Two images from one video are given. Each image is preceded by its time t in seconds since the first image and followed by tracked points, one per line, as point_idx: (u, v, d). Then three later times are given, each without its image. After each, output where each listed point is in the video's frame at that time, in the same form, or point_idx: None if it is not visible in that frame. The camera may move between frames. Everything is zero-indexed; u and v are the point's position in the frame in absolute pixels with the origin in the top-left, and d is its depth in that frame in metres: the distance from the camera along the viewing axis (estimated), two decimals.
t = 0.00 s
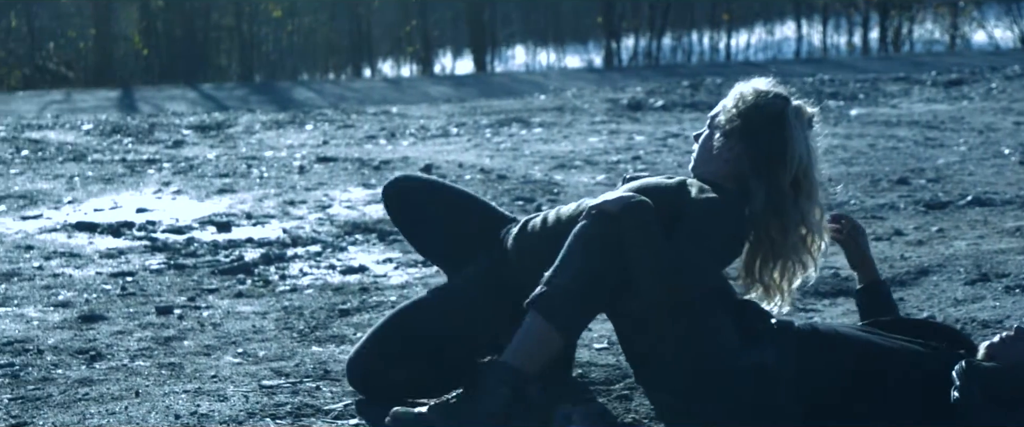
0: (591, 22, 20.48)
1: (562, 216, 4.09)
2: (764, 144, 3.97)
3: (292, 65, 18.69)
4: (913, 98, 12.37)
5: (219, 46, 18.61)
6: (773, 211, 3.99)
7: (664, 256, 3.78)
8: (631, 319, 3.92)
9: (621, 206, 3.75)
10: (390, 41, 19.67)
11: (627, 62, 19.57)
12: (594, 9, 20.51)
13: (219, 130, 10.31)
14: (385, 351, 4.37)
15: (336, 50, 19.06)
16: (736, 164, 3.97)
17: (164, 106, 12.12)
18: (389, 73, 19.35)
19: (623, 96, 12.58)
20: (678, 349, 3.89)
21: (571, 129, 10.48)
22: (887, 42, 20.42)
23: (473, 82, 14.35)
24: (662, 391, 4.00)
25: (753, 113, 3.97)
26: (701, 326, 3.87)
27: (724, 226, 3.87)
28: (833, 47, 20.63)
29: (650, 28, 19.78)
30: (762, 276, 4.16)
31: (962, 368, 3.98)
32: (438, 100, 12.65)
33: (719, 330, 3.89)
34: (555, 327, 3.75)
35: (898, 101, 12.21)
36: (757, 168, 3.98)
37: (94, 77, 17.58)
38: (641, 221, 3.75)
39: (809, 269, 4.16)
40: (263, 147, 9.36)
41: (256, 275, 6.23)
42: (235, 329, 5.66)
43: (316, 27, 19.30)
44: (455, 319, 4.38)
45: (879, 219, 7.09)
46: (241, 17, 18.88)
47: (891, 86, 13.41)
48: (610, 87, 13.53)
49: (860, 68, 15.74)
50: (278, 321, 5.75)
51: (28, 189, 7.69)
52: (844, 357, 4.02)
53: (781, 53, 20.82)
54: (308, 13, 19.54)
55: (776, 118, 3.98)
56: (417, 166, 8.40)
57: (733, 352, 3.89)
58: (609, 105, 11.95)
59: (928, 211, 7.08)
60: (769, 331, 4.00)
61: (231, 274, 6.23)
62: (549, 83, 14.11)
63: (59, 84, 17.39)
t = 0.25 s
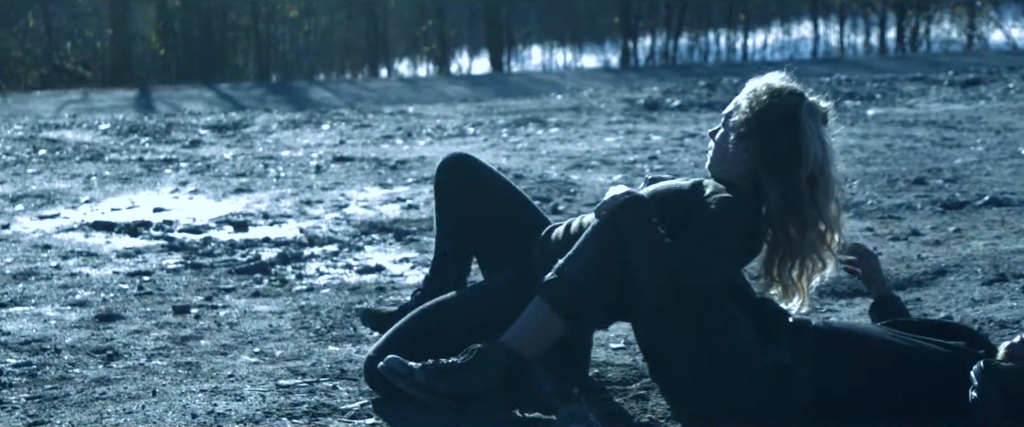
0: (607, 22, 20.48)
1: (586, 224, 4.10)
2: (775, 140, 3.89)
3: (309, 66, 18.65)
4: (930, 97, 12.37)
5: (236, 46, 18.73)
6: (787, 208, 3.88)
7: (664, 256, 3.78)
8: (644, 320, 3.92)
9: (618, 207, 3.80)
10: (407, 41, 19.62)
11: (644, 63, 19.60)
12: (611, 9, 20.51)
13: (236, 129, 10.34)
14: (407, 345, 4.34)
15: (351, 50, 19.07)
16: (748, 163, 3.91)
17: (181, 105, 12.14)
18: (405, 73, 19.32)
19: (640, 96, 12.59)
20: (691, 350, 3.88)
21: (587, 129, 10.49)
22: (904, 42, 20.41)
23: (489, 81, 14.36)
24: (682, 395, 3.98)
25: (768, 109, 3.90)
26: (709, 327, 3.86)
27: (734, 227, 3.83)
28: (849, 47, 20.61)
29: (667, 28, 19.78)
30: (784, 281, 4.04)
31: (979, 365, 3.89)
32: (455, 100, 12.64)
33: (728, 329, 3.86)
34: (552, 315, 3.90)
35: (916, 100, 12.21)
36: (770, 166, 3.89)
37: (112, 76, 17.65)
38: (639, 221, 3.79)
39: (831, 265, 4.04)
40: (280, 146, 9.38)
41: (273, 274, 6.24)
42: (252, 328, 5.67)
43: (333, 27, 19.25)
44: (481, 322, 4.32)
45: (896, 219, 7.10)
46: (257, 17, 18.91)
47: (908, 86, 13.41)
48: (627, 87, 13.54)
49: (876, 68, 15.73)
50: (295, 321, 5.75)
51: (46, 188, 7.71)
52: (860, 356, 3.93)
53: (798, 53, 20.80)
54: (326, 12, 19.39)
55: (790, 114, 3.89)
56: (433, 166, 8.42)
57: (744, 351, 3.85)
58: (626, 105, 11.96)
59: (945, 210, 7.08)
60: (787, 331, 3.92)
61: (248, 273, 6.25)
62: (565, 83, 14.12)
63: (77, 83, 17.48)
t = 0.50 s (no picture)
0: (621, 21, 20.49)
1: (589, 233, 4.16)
2: (771, 128, 3.90)
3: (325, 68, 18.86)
4: (945, 97, 12.36)
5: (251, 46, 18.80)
6: (789, 197, 3.93)
7: (666, 251, 3.84)
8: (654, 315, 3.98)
9: (619, 206, 3.86)
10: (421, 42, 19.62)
11: (659, 62, 19.60)
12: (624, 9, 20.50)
13: (251, 129, 10.36)
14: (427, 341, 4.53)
15: (366, 50, 19.14)
16: (746, 154, 3.94)
17: (196, 105, 12.12)
18: (419, 73, 19.36)
19: (655, 95, 12.58)
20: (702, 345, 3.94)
21: (601, 128, 10.49)
22: (918, 42, 20.38)
23: (503, 81, 14.34)
24: (698, 392, 4.01)
25: (756, 96, 3.90)
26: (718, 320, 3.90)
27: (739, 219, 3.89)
28: (863, 46, 20.59)
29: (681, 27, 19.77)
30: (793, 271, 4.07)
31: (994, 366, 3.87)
32: (469, 100, 12.61)
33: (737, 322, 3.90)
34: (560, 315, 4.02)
35: (931, 100, 12.20)
36: (768, 155, 3.92)
37: (128, 76, 17.72)
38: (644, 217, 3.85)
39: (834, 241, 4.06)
40: (295, 145, 9.39)
41: (288, 273, 6.26)
42: (267, 328, 5.67)
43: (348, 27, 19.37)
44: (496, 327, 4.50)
45: (911, 218, 7.11)
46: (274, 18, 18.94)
47: (923, 85, 13.39)
48: (641, 87, 13.53)
49: (891, 68, 15.70)
50: (310, 320, 5.76)
51: (60, 188, 7.72)
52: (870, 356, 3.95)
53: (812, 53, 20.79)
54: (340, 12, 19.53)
55: (779, 98, 3.90)
56: (448, 166, 8.42)
57: (753, 343, 3.89)
58: (641, 105, 11.94)
59: (960, 210, 7.07)
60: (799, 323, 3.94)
61: (262, 273, 6.26)
62: (580, 83, 14.09)
63: (91, 82, 17.52)
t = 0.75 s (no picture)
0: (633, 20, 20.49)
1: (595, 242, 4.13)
2: (772, 119, 3.82)
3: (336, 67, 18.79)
4: (957, 97, 12.36)
5: (263, 45, 18.83)
6: (794, 190, 3.84)
7: (677, 245, 3.74)
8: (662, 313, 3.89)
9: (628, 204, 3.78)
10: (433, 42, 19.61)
11: (671, 62, 19.60)
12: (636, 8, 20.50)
13: (264, 129, 10.38)
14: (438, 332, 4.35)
15: (378, 50, 19.11)
16: (749, 148, 3.86)
17: (209, 105, 12.13)
18: (431, 72, 19.37)
19: (667, 95, 12.58)
20: (712, 341, 3.84)
21: (613, 128, 10.49)
22: (931, 41, 20.36)
23: (516, 81, 14.33)
24: (708, 392, 3.90)
25: (753, 88, 3.83)
26: (727, 316, 3.81)
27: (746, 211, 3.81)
28: (876, 46, 20.56)
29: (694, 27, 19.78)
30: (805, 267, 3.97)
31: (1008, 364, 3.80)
32: (482, 100, 12.61)
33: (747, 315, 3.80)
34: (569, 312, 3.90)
35: (944, 100, 12.19)
36: (772, 147, 3.83)
37: (140, 77, 17.82)
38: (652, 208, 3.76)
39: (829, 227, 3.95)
40: (308, 145, 9.40)
41: (301, 273, 6.26)
42: (279, 328, 5.67)
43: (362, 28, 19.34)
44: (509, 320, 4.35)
45: (924, 218, 7.12)
46: (286, 17, 18.99)
47: (936, 85, 13.38)
48: (655, 87, 13.53)
49: (904, 67, 15.69)
50: (322, 320, 5.76)
51: (74, 188, 7.74)
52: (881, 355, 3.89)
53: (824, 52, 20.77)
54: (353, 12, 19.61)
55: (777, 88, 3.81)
56: (460, 166, 8.43)
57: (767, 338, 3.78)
58: (653, 105, 11.94)
59: (973, 210, 7.07)
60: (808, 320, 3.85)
61: (275, 273, 6.26)
62: (592, 83, 14.08)
63: (103, 82, 17.61)
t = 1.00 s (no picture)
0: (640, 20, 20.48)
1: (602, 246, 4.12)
2: (770, 118, 3.73)
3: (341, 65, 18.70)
4: (964, 97, 12.35)
5: (270, 45, 18.84)
6: (794, 188, 3.76)
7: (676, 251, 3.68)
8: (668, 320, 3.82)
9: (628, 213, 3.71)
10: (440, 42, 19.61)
11: (679, 62, 19.59)
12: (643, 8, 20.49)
13: (271, 128, 10.38)
14: (448, 348, 4.30)
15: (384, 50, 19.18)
16: (747, 149, 3.77)
17: (216, 105, 12.13)
18: (438, 71, 19.36)
19: (674, 95, 12.58)
20: (715, 345, 3.76)
21: (620, 128, 10.49)
22: (939, 41, 20.34)
23: (523, 81, 14.33)
24: (713, 394, 3.84)
25: (749, 88, 3.74)
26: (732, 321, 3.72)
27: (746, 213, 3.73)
28: (884, 46, 20.54)
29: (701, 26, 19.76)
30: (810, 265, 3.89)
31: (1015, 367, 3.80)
32: (489, 100, 12.60)
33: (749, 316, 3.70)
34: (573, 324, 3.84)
35: (951, 99, 12.19)
36: (771, 147, 3.75)
37: (147, 77, 17.79)
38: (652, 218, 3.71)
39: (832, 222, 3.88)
40: (314, 145, 9.39)
41: (307, 273, 6.27)
42: (286, 327, 5.67)
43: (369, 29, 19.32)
44: (519, 328, 4.33)
45: (931, 218, 7.12)
46: (293, 17, 18.99)
47: (943, 85, 13.38)
48: (661, 87, 13.53)
49: (911, 67, 15.68)
50: (329, 320, 5.76)
51: (80, 188, 7.75)
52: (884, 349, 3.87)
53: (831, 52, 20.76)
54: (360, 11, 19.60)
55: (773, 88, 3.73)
56: (467, 166, 8.44)
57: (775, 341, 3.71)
58: (660, 105, 11.94)
59: (980, 210, 7.07)
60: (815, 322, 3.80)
61: (282, 272, 6.27)
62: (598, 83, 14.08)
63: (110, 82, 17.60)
